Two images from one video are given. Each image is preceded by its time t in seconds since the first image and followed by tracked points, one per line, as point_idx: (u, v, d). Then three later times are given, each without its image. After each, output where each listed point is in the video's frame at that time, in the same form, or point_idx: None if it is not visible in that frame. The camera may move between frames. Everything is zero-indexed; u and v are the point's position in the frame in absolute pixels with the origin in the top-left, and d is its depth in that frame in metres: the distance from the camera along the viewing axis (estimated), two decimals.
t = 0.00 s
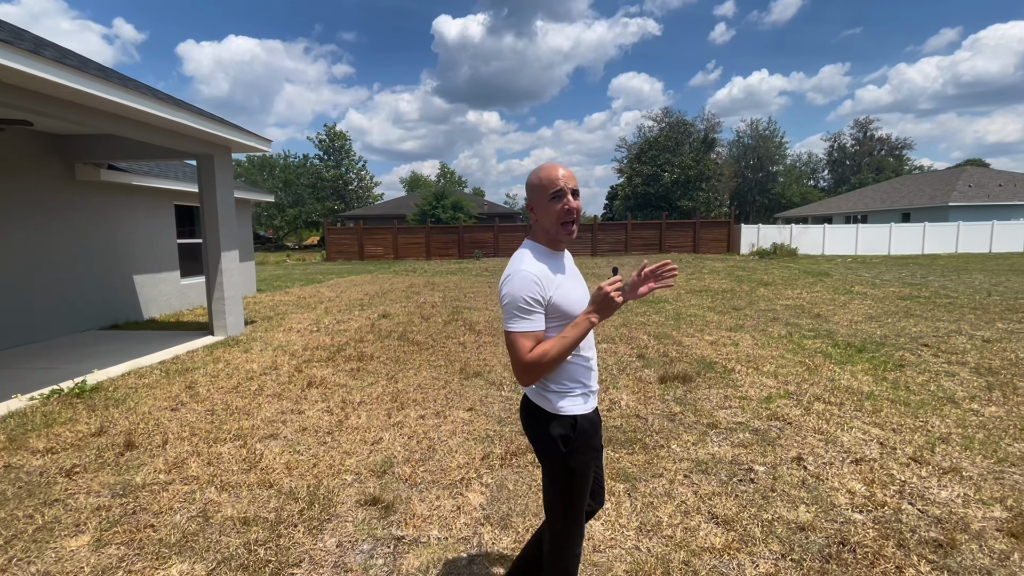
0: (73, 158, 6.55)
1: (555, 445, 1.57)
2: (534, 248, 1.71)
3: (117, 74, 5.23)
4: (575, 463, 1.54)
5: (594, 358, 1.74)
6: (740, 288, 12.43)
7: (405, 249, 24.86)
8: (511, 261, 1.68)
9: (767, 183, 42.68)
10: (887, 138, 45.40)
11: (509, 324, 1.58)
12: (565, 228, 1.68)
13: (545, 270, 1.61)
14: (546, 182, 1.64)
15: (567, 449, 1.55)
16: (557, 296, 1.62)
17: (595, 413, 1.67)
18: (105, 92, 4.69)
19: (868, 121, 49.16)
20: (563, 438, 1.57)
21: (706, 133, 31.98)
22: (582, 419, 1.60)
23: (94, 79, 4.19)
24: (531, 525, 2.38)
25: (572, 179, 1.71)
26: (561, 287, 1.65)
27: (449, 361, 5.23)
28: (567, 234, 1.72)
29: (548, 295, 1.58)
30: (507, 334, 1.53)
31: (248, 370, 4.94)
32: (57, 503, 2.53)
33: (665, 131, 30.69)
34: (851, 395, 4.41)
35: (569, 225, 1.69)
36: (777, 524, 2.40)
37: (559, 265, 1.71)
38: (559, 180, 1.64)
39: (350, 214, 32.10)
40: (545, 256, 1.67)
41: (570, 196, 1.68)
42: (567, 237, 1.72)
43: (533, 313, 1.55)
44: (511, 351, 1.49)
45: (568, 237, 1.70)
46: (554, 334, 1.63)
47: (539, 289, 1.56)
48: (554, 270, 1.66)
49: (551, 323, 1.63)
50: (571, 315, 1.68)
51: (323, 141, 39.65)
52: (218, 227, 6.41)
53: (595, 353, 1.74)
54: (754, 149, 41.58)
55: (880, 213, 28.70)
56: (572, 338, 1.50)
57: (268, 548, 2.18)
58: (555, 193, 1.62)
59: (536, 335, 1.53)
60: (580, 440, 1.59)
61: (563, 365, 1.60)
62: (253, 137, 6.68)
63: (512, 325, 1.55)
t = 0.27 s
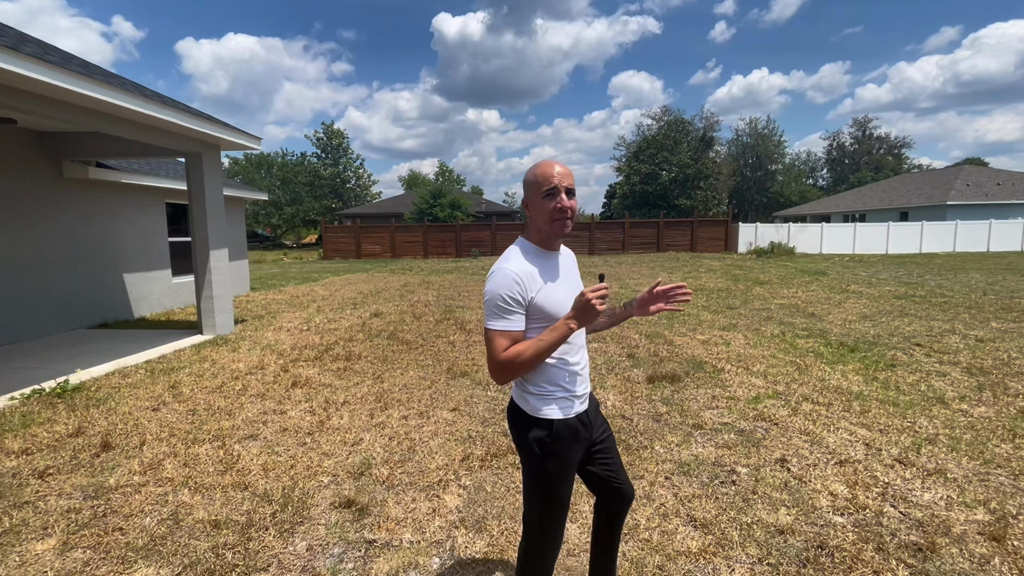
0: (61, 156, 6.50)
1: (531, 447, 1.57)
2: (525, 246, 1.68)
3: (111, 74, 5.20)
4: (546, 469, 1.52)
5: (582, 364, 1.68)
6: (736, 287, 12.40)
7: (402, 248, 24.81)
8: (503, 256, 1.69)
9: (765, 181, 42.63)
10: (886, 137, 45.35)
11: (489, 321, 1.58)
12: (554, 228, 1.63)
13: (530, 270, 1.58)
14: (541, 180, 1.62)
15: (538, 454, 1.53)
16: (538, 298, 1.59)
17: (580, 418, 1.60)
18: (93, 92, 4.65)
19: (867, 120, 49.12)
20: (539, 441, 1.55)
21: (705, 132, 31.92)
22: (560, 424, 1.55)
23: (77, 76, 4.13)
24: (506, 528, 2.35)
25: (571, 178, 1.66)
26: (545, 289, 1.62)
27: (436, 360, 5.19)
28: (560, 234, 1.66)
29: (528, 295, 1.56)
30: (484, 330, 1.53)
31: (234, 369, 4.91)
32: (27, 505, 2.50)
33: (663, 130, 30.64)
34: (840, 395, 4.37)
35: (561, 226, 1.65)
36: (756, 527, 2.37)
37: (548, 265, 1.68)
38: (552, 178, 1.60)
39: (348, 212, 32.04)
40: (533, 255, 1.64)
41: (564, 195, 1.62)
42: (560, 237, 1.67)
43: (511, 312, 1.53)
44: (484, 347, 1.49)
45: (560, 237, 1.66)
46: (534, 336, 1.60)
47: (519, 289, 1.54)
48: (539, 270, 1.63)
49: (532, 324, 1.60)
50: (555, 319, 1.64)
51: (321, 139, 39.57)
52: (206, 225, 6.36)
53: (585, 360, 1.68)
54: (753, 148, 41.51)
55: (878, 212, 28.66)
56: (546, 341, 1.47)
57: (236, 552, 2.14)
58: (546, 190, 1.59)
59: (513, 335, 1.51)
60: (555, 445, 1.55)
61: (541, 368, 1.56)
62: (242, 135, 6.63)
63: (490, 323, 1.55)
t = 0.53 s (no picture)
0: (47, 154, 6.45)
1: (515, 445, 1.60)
2: (516, 251, 1.72)
3: (96, 72, 5.18)
4: (526, 470, 1.54)
5: (574, 370, 1.66)
6: (730, 287, 12.36)
7: (399, 246, 24.75)
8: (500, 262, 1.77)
9: (764, 180, 42.59)
10: (884, 136, 45.30)
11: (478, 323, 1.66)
12: (540, 233, 1.66)
13: (515, 275, 1.62)
14: (530, 187, 1.69)
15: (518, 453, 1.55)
16: (523, 303, 1.62)
17: (565, 422, 1.58)
18: (76, 90, 4.60)
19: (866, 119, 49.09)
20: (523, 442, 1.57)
21: (702, 130, 31.85)
22: (544, 427, 1.56)
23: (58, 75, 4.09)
24: (479, 532, 2.32)
25: (560, 183, 1.67)
26: (530, 294, 1.64)
27: (423, 360, 5.16)
28: (551, 239, 1.67)
29: (511, 300, 1.60)
30: (470, 331, 1.61)
31: (219, 370, 4.87)
32: None
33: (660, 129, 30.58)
34: (826, 396, 4.35)
35: (549, 231, 1.66)
36: (731, 531, 2.34)
37: (536, 271, 1.70)
38: (538, 184, 1.63)
39: (345, 211, 31.98)
40: (521, 260, 1.68)
41: (548, 201, 1.65)
42: (552, 242, 1.68)
43: (493, 316, 1.58)
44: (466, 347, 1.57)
45: (548, 242, 1.67)
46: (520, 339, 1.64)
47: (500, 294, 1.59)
48: (525, 275, 1.66)
49: (518, 327, 1.64)
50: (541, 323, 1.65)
51: (319, 137, 39.47)
52: (194, 223, 6.32)
53: (578, 366, 1.67)
54: (752, 147, 41.44)
55: (876, 211, 28.62)
56: (521, 346, 1.49)
57: (202, 557, 2.12)
58: (530, 197, 1.65)
59: (494, 338, 1.57)
60: (537, 447, 1.56)
61: (525, 371, 1.59)
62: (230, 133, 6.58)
63: (477, 324, 1.62)
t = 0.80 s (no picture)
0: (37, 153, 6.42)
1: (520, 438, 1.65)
2: (529, 249, 1.75)
3: (81, 69, 5.01)
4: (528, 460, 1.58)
5: (582, 366, 1.68)
6: (725, 286, 12.34)
7: (396, 245, 24.70)
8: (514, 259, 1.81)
9: (762, 179, 42.57)
10: (883, 135, 45.28)
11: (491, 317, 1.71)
12: (553, 231, 1.68)
13: (525, 272, 1.65)
14: (544, 187, 1.72)
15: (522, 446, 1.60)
16: (532, 298, 1.65)
17: (568, 418, 1.61)
18: (64, 91, 4.58)
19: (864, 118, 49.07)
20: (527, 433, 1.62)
21: (700, 129, 31.81)
22: (548, 420, 1.59)
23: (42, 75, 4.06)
24: (453, 535, 2.30)
25: (572, 184, 1.72)
26: (540, 290, 1.67)
27: (411, 360, 5.14)
28: (562, 236, 1.70)
29: (521, 295, 1.64)
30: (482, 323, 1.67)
31: (204, 369, 4.85)
32: None
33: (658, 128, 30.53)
34: (813, 397, 4.33)
35: (559, 228, 1.69)
36: (707, 534, 2.33)
37: (548, 267, 1.72)
38: (550, 184, 1.68)
39: (343, 210, 31.93)
40: (532, 257, 1.71)
41: (560, 200, 1.67)
42: (563, 240, 1.71)
43: (503, 309, 1.63)
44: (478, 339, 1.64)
45: (558, 239, 1.70)
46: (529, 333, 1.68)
47: (511, 288, 1.63)
48: (536, 271, 1.69)
49: (528, 322, 1.68)
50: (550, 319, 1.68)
51: (316, 135, 39.38)
52: (183, 222, 6.28)
53: (585, 363, 1.69)
54: (750, 146, 41.40)
55: (874, 210, 28.59)
56: (528, 339, 1.54)
57: (171, 561, 2.10)
58: (543, 195, 1.68)
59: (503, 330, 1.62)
60: (540, 441, 1.60)
61: (532, 364, 1.64)
62: (221, 133, 6.55)
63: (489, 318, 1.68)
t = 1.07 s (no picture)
0: (27, 150, 6.39)
1: (523, 429, 1.65)
2: (540, 244, 1.74)
3: (68, 67, 4.97)
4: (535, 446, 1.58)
5: (582, 359, 1.68)
6: (721, 286, 12.32)
7: (393, 244, 24.65)
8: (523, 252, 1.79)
9: (760, 179, 42.54)
10: (881, 135, 45.26)
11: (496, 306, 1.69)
12: (565, 228, 1.68)
13: (536, 265, 1.65)
14: (560, 184, 1.71)
15: (529, 434, 1.59)
16: (540, 291, 1.64)
17: (572, 407, 1.62)
18: (54, 88, 4.54)
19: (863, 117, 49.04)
20: (531, 422, 1.63)
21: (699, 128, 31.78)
22: (550, 409, 1.60)
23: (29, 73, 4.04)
24: (431, 537, 2.28)
25: (588, 183, 1.72)
26: (549, 283, 1.65)
27: (400, 360, 5.11)
28: (574, 234, 1.70)
29: (530, 287, 1.63)
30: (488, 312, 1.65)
31: (192, 369, 4.82)
32: None
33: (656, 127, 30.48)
34: (803, 397, 4.31)
35: (572, 226, 1.69)
36: (689, 536, 2.31)
37: (560, 261, 1.72)
38: (567, 181, 1.68)
39: (340, 208, 31.87)
40: (544, 250, 1.71)
41: (576, 198, 1.68)
42: (575, 238, 1.71)
43: (511, 300, 1.62)
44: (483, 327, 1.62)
45: (570, 237, 1.70)
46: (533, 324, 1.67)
47: (520, 279, 1.62)
48: (547, 264, 1.68)
49: (533, 313, 1.67)
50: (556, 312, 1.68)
51: (314, 134, 39.29)
52: (172, 221, 6.24)
53: (586, 357, 1.69)
54: (748, 145, 41.36)
55: (872, 209, 28.57)
56: (533, 329, 1.54)
57: (143, 564, 2.07)
58: (559, 192, 1.67)
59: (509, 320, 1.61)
60: (546, 429, 1.60)
61: (535, 355, 1.64)
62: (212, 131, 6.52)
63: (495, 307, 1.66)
